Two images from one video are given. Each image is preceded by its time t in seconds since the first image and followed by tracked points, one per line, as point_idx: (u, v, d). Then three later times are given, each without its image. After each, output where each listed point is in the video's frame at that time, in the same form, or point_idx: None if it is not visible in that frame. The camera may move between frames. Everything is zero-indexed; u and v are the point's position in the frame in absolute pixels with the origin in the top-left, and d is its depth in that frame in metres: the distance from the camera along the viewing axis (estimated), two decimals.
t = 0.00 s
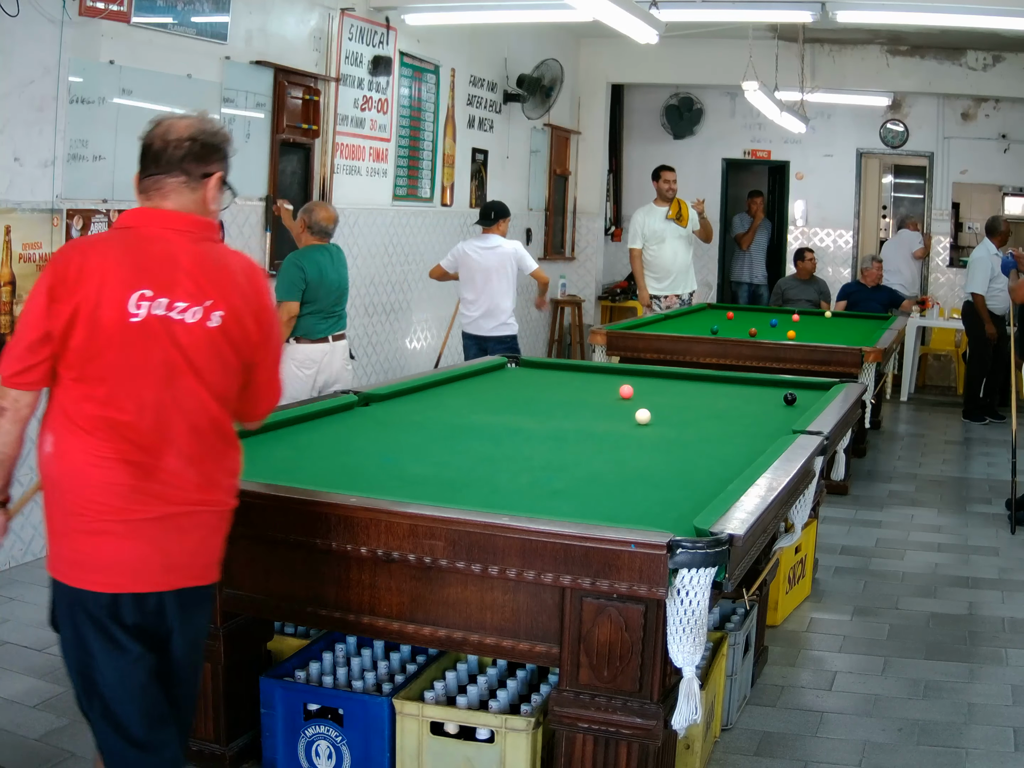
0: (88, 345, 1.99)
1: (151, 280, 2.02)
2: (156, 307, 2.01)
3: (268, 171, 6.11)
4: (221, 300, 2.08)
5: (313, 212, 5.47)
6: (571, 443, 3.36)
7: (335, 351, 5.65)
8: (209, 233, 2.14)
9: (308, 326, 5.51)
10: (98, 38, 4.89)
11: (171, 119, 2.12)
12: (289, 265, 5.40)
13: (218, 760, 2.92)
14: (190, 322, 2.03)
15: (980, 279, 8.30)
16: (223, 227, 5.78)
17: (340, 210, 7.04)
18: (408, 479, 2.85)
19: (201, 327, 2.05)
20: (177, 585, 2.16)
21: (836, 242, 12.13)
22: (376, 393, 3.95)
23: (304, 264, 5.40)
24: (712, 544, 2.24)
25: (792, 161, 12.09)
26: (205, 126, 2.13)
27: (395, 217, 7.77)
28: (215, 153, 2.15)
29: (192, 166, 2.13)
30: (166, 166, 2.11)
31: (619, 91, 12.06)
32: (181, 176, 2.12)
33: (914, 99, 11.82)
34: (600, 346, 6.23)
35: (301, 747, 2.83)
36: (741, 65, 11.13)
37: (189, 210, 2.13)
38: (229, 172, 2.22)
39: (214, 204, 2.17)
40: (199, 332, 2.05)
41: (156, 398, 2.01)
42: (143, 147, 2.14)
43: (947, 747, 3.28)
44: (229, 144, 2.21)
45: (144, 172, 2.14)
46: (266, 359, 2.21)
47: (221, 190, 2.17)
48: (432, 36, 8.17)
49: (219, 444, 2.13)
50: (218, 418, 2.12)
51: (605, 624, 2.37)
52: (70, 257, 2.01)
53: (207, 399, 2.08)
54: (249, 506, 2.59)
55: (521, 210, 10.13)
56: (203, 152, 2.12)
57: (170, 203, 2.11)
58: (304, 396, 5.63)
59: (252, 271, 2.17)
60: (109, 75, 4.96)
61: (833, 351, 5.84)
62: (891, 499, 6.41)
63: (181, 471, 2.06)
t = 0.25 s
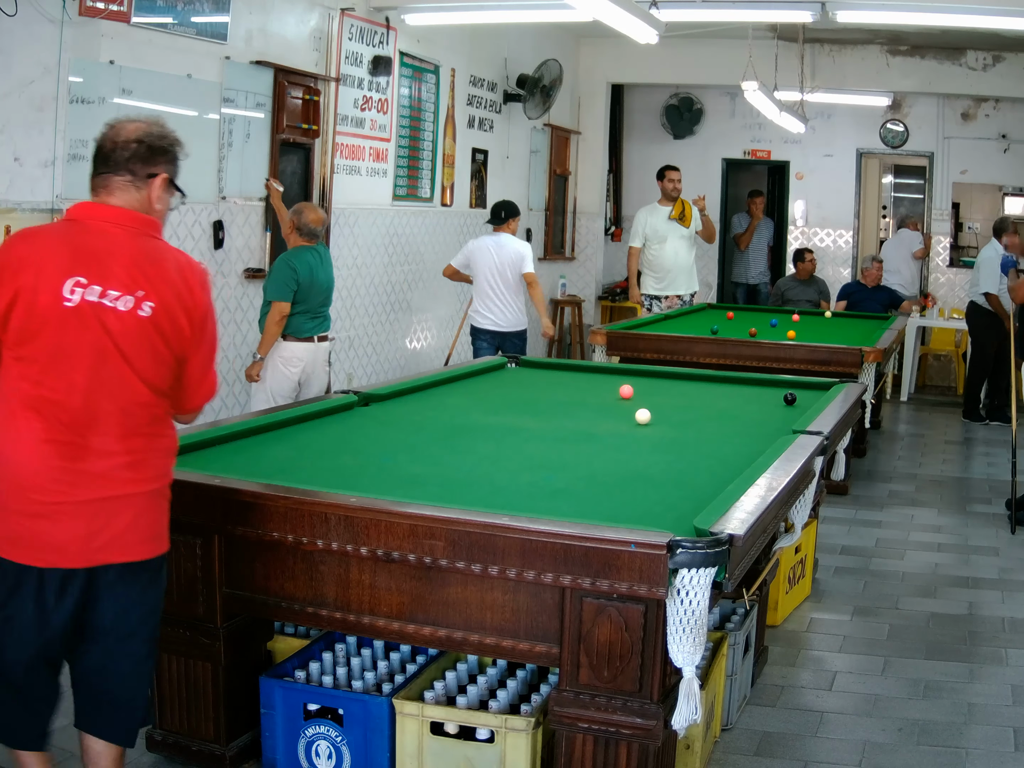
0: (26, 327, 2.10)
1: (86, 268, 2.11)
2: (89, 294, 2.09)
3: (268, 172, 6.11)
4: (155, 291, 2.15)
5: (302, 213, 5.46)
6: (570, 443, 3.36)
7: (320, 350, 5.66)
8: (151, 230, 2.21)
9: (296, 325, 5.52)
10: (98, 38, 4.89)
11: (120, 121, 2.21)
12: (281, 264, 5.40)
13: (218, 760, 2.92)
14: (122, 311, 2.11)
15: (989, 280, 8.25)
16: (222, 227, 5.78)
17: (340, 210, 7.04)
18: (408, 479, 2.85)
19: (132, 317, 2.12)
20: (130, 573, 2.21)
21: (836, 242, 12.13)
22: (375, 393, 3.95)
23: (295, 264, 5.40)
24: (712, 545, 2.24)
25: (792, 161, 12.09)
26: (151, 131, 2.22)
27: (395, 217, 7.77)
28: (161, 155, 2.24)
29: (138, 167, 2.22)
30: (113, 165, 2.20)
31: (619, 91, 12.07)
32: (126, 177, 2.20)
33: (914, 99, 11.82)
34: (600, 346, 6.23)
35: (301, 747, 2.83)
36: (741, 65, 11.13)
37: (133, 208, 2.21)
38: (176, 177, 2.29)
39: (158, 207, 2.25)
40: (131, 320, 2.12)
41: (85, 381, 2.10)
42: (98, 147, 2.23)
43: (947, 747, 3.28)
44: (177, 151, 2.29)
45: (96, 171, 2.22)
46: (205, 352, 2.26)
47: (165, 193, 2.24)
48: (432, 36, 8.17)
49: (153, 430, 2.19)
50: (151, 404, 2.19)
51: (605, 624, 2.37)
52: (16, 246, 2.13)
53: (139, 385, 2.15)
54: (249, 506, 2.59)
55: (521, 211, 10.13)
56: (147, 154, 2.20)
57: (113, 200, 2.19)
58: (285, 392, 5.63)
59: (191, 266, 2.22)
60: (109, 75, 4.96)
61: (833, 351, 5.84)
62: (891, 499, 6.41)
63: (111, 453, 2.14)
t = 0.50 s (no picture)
0: None
1: (12, 263, 2.18)
2: (10, 286, 2.17)
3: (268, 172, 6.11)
4: (76, 285, 2.19)
5: (298, 212, 5.48)
6: (570, 443, 3.36)
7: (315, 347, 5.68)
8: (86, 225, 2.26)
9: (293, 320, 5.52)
10: (98, 38, 4.89)
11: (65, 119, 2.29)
12: (280, 260, 5.42)
13: (218, 760, 2.92)
14: (40, 304, 2.17)
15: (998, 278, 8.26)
16: (222, 227, 5.78)
17: (340, 210, 7.04)
18: (407, 479, 2.85)
19: (50, 311, 2.18)
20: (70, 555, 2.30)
21: (836, 242, 12.13)
22: (375, 393, 3.95)
23: (294, 260, 5.42)
24: (712, 544, 2.23)
25: (792, 161, 12.09)
26: (92, 128, 2.29)
27: (394, 217, 7.77)
28: (102, 153, 2.30)
29: (80, 164, 2.29)
30: (54, 161, 2.27)
31: (618, 91, 12.07)
32: (66, 173, 2.27)
33: (914, 99, 11.81)
34: (600, 346, 6.23)
35: (301, 747, 2.83)
36: (742, 65, 11.13)
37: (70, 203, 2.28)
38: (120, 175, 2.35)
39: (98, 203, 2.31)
40: (49, 313, 2.18)
41: (7, 370, 2.18)
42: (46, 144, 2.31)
43: (947, 747, 3.28)
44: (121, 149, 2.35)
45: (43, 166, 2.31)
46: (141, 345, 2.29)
47: (104, 189, 2.30)
48: (432, 36, 8.17)
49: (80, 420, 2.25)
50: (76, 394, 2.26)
51: (605, 624, 2.37)
52: None
53: (60, 376, 2.22)
54: (249, 505, 2.59)
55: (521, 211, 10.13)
56: (85, 151, 2.27)
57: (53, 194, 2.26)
58: (288, 385, 5.65)
59: (122, 259, 2.25)
60: (109, 75, 4.96)
61: (833, 351, 5.84)
62: (891, 499, 6.41)
63: (33, 441, 2.22)
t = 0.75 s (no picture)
0: None
1: None
2: None
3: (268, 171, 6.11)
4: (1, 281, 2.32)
5: (298, 211, 5.47)
6: (569, 443, 3.36)
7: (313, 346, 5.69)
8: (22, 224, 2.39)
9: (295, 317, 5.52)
10: (98, 38, 4.89)
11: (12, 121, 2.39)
12: (284, 258, 5.42)
13: (218, 760, 2.92)
14: None
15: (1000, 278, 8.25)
16: (222, 227, 5.78)
17: (340, 210, 7.05)
18: (407, 479, 2.85)
19: None
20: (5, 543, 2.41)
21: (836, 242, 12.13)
22: (375, 392, 3.95)
23: (297, 258, 5.43)
24: (712, 544, 2.23)
25: (792, 161, 12.09)
26: (33, 130, 2.40)
27: (394, 217, 7.77)
28: (42, 153, 2.41)
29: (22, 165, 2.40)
30: None
31: (618, 92, 12.08)
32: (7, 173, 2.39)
33: (914, 99, 11.81)
34: (600, 346, 6.23)
35: (301, 747, 2.83)
36: (742, 65, 11.13)
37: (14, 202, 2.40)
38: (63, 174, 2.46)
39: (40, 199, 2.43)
40: None
41: None
42: None
43: (947, 747, 3.28)
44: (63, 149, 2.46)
45: None
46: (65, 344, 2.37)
47: (44, 188, 2.41)
48: (432, 36, 8.16)
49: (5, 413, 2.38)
50: (2, 386, 2.40)
51: (605, 624, 2.37)
52: None
53: None
54: (249, 505, 2.59)
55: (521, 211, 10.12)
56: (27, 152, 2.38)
57: None
58: (293, 383, 5.67)
59: (46, 259, 2.35)
60: (109, 75, 4.97)
61: (833, 351, 5.83)
62: (891, 499, 6.41)
63: None
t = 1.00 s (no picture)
0: None
1: None
2: None
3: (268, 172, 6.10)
4: None
5: (297, 212, 5.47)
6: (569, 443, 3.36)
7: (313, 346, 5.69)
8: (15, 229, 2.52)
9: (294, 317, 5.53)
10: (98, 38, 4.89)
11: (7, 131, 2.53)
12: (285, 257, 5.41)
13: (218, 760, 2.92)
14: None
15: (1005, 282, 8.22)
16: (222, 228, 5.78)
17: (340, 210, 7.05)
18: (407, 479, 2.85)
19: None
20: None
21: (836, 242, 12.13)
22: (375, 392, 3.95)
23: (297, 257, 5.43)
24: (712, 544, 2.23)
25: (792, 161, 12.09)
26: (28, 138, 2.53)
27: (394, 217, 7.77)
28: (37, 161, 2.54)
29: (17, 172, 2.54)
30: None
31: (618, 92, 12.08)
32: (4, 180, 2.52)
33: (914, 99, 11.81)
34: (600, 346, 6.23)
35: (301, 747, 2.83)
36: (742, 65, 11.13)
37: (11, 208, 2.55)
38: (58, 180, 2.60)
39: (35, 205, 2.57)
40: None
41: None
42: None
43: (947, 747, 3.28)
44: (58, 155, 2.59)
45: None
46: (57, 342, 2.48)
47: (38, 194, 2.55)
48: (432, 36, 8.17)
49: None
50: None
51: (605, 624, 2.37)
52: None
53: None
54: (249, 505, 2.59)
55: (521, 210, 10.13)
56: (21, 160, 2.51)
57: None
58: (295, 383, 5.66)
59: (33, 264, 2.47)
60: (109, 75, 4.97)
61: (833, 351, 5.83)
62: (891, 499, 6.41)
63: None
